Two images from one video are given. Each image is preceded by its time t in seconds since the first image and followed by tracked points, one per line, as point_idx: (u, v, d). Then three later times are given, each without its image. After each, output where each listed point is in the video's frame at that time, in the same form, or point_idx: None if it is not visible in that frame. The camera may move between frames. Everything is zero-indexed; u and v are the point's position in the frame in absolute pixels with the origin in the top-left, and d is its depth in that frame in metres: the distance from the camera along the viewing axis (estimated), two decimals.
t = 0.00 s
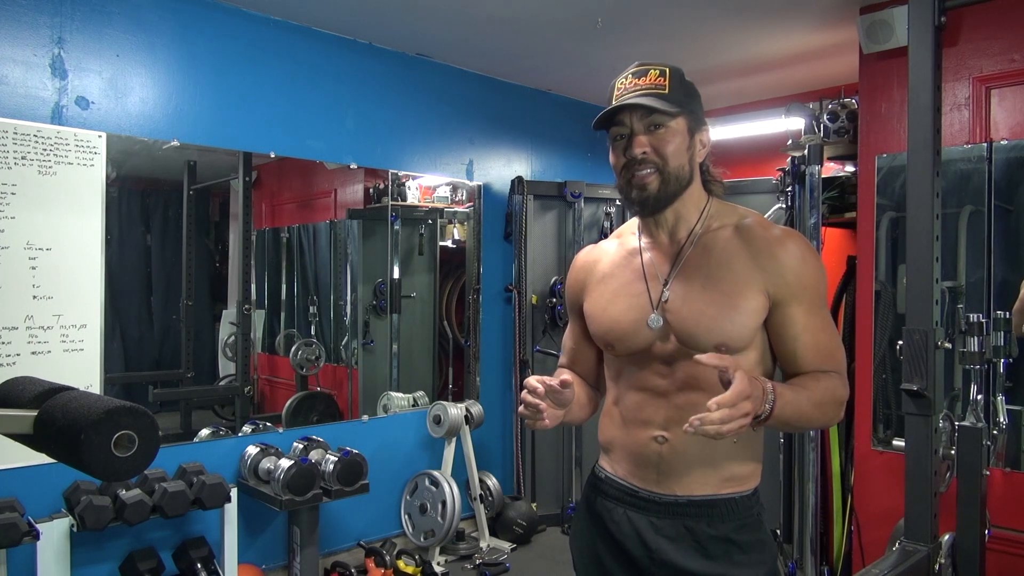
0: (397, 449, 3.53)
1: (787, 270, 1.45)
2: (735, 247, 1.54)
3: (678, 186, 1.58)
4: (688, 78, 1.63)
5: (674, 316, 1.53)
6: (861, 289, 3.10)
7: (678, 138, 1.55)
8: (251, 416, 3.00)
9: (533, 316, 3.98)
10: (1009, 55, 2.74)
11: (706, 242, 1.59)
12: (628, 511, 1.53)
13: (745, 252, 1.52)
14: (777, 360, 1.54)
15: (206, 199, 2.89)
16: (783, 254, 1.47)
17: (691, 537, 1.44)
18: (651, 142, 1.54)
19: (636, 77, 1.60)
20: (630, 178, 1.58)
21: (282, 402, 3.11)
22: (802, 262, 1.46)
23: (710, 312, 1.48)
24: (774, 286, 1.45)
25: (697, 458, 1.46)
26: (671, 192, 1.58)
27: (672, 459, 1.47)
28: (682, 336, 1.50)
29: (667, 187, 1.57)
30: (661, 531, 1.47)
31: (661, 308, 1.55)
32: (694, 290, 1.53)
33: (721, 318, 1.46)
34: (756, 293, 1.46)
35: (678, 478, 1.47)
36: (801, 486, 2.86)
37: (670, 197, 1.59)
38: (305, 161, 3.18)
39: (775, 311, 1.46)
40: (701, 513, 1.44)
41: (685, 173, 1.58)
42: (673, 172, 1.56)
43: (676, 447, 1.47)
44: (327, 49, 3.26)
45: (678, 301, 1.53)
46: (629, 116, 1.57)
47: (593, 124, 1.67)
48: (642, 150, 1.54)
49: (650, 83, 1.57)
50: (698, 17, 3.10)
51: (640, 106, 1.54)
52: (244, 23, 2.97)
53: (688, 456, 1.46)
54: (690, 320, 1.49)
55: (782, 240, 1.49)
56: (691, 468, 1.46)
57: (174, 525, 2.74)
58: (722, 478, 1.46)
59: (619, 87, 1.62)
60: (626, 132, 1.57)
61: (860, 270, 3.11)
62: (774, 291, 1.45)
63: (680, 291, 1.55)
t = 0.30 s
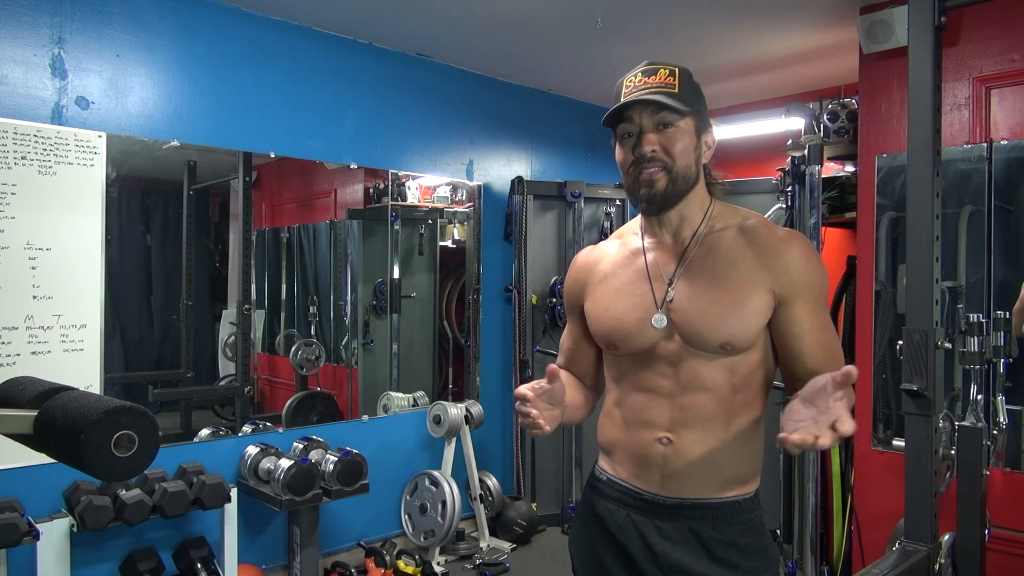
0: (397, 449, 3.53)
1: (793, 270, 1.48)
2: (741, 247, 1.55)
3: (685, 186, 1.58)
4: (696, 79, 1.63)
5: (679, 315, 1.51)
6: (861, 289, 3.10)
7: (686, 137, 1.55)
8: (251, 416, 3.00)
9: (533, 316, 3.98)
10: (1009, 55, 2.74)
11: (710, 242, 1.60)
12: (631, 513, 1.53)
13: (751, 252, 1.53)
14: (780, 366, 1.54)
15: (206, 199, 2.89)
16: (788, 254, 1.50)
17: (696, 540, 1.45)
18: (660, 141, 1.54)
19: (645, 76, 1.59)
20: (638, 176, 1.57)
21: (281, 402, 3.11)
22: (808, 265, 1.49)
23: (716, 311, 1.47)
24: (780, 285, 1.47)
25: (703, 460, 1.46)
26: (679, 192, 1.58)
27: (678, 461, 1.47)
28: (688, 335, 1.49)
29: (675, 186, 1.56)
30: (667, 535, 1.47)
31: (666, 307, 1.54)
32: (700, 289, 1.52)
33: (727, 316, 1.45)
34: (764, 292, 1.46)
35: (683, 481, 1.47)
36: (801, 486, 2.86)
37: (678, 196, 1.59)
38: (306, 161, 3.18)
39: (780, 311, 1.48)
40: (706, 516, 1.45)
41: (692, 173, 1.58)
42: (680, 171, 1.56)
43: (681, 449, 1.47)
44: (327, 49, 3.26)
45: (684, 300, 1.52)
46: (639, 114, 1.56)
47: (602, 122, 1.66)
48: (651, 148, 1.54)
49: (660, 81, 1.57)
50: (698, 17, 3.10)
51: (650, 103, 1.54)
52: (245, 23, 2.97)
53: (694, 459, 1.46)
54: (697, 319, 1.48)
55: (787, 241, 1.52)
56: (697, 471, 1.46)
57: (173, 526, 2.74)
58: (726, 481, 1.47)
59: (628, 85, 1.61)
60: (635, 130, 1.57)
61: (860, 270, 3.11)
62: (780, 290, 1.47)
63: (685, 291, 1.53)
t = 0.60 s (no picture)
0: (397, 449, 3.53)
1: (794, 268, 1.50)
2: (743, 247, 1.55)
3: (689, 184, 1.58)
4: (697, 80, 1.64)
5: (686, 314, 1.51)
6: (861, 289, 3.10)
7: (690, 136, 1.56)
8: (251, 416, 3.00)
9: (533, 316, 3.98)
10: (1009, 55, 2.74)
11: (712, 241, 1.60)
12: (638, 514, 1.52)
13: (752, 251, 1.54)
14: (782, 365, 1.57)
15: (206, 199, 2.89)
16: (789, 253, 1.51)
17: (705, 539, 1.46)
18: (666, 138, 1.54)
19: (648, 74, 1.58)
20: (642, 174, 1.57)
21: (281, 402, 3.12)
22: (808, 263, 1.51)
23: (721, 309, 1.47)
24: (782, 284, 1.49)
25: (711, 460, 1.46)
26: (684, 189, 1.58)
27: (686, 461, 1.47)
28: (695, 334, 1.48)
29: (680, 183, 1.57)
30: (675, 535, 1.47)
31: (671, 307, 1.54)
32: (705, 288, 1.52)
33: (732, 314, 1.46)
34: (767, 290, 1.48)
35: (691, 481, 1.47)
36: (802, 486, 2.86)
37: (682, 194, 1.59)
38: (306, 161, 3.18)
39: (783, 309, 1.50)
40: (715, 515, 1.46)
41: (695, 172, 1.59)
42: (685, 170, 1.56)
43: (689, 449, 1.47)
44: (328, 50, 3.26)
45: (689, 300, 1.52)
46: (644, 111, 1.56)
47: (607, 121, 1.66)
48: (657, 145, 1.54)
49: (664, 80, 1.56)
50: (698, 17, 3.10)
51: (657, 100, 1.55)
52: (245, 23, 2.97)
53: (703, 458, 1.46)
54: (704, 318, 1.48)
55: (788, 240, 1.53)
56: (705, 470, 1.46)
57: (173, 526, 2.74)
58: (733, 480, 1.48)
59: (629, 84, 1.60)
60: (639, 127, 1.57)
61: (860, 270, 3.11)
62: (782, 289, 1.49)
63: (690, 290, 1.53)
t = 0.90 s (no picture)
0: (397, 449, 3.53)
1: (786, 267, 1.48)
2: (737, 248, 1.55)
3: (684, 185, 1.58)
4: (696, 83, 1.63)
5: (680, 313, 1.52)
6: (861, 289, 3.10)
7: (685, 138, 1.55)
8: (251, 416, 3.00)
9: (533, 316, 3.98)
10: (1009, 55, 2.74)
11: (708, 241, 1.60)
12: (629, 511, 1.51)
13: (746, 251, 1.54)
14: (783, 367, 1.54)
15: (206, 199, 2.89)
16: (782, 252, 1.50)
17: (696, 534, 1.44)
18: (660, 140, 1.54)
19: (645, 78, 1.59)
20: (637, 176, 1.57)
21: (281, 402, 3.12)
22: (802, 261, 1.49)
23: (714, 308, 1.48)
24: (774, 283, 1.48)
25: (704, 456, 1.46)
26: (678, 189, 1.58)
27: (678, 457, 1.47)
28: (688, 332, 1.50)
29: (674, 184, 1.57)
30: (667, 530, 1.45)
31: (667, 305, 1.55)
32: (700, 286, 1.53)
33: (725, 314, 1.47)
34: (757, 289, 1.48)
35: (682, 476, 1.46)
36: (802, 486, 2.86)
37: (676, 194, 1.59)
38: (306, 161, 3.18)
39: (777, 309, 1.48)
40: (706, 509, 1.44)
41: (691, 172, 1.58)
42: (678, 171, 1.56)
43: (681, 445, 1.47)
44: (327, 50, 3.26)
45: (684, 298, 1.53)
46: (639, 114, 1.57)
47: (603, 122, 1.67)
48: (650, 147, 1.54)
49: (659, 83, 1.56)
50: (698, 17, 3.10)
51: (651, 103, 1.54)
52: (245, 23, 2.97)
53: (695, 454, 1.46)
54: (696, 317, 1.49)
55: (784, 240, 1.53)
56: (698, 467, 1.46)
57: (173, 526, 2.74)
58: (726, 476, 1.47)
59: (627, 88, 1.61)
60: (635, 130, 1.57)
61: (860, 270, 3.11)
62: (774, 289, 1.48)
63: (686, 289, 1.55)
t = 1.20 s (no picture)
0: (397, 449, 3.53)
1: (773, 261, 1.45)
2: (727, 245, 1.53)
3: (677, 185, 1.57)
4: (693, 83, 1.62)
5: (670, 310, 1.52)
6: (861, 289, 3.10)
7: (678, 138, 1.54)
8: (251, 416, 3.00)
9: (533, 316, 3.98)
10: (1009, 55, 2.74)
11: (701, 240, 1.59)
12: (622, 506, 1.52)
13: (738, 248, 1.51)
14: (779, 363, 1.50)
15: (206, 199, 2.89)
16: (772, 247, 1.47)
17: (683, 534, 1.43)
18: (652, 141, 1.54)
19: (641, 81, 1.60)
20: (630, 176, 1.58)
21: (281, 402, 3.12)
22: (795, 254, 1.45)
23: (701, 305, 1.47)
24: (762, 280, 1.45)
25: (695, 456, 1.46)
26: (670, 189, 1.57)
27: (669, 455, 1.49)
28: (676, 329, 1.50)
29: (666, 184, 1.56)
30: (655, 528, 1.45)
31: (659, 303, 1.55)
32: (689, 283, 1.53)
33: (712, 311, 1.45)
34: (744, 285, 1.46)
35: (673, 475, 1.47)
36: (801, 486, 2.86)
37: (669, 194, 1.58)
38: (305, 161, 3.18)
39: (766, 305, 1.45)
40: (695, 510, 1.43)
41: (685, 172, 1.57)
42: (671, 170, 1.55)
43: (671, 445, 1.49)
44: (327, 49, 3.26)
45: (674, 295, 1.53)
46: (632, 116, 1.57)
47: (598, 123, 1.67)
48: (642, 148, 1.54)
49: (654, 85, 1.57)
50: (698, 17, 3.10)
51: (643, 105, 1.54)
52: (245, 23, 2.97)
53: (684, 452, 1.47)
54: (684, 316, 1.49)
55: (775, 236, 1.49)
56: (688, 465, 1.46)
57: (173, 526, 2.74)
58: (718, 477, 1.45)
59: (625, 90, 1.62)
60: (629, 131, 1.57)
61: (860, 270, 3.11)
62: (762, 286, 1.45)
63: (676, 286, 1.54)
